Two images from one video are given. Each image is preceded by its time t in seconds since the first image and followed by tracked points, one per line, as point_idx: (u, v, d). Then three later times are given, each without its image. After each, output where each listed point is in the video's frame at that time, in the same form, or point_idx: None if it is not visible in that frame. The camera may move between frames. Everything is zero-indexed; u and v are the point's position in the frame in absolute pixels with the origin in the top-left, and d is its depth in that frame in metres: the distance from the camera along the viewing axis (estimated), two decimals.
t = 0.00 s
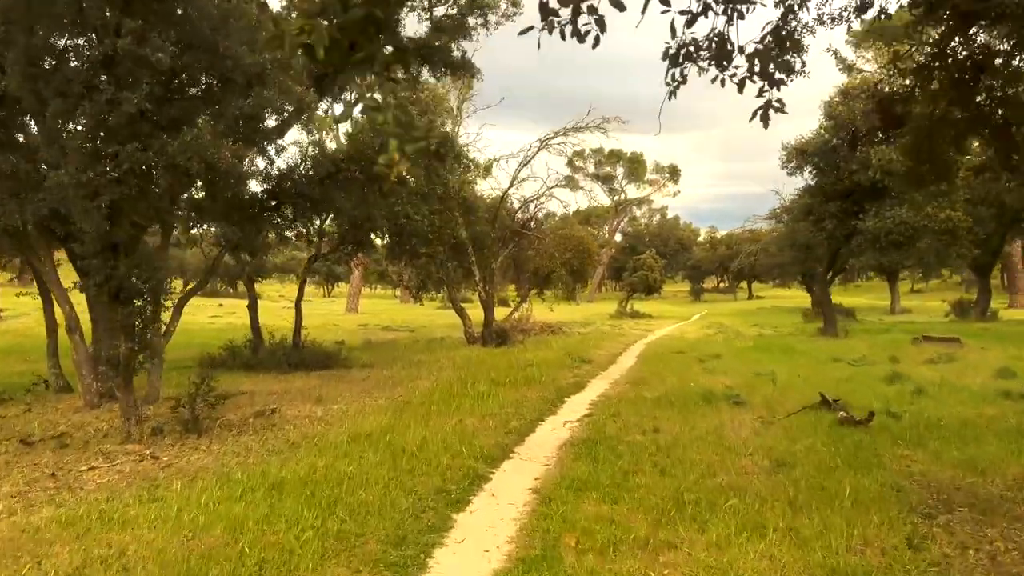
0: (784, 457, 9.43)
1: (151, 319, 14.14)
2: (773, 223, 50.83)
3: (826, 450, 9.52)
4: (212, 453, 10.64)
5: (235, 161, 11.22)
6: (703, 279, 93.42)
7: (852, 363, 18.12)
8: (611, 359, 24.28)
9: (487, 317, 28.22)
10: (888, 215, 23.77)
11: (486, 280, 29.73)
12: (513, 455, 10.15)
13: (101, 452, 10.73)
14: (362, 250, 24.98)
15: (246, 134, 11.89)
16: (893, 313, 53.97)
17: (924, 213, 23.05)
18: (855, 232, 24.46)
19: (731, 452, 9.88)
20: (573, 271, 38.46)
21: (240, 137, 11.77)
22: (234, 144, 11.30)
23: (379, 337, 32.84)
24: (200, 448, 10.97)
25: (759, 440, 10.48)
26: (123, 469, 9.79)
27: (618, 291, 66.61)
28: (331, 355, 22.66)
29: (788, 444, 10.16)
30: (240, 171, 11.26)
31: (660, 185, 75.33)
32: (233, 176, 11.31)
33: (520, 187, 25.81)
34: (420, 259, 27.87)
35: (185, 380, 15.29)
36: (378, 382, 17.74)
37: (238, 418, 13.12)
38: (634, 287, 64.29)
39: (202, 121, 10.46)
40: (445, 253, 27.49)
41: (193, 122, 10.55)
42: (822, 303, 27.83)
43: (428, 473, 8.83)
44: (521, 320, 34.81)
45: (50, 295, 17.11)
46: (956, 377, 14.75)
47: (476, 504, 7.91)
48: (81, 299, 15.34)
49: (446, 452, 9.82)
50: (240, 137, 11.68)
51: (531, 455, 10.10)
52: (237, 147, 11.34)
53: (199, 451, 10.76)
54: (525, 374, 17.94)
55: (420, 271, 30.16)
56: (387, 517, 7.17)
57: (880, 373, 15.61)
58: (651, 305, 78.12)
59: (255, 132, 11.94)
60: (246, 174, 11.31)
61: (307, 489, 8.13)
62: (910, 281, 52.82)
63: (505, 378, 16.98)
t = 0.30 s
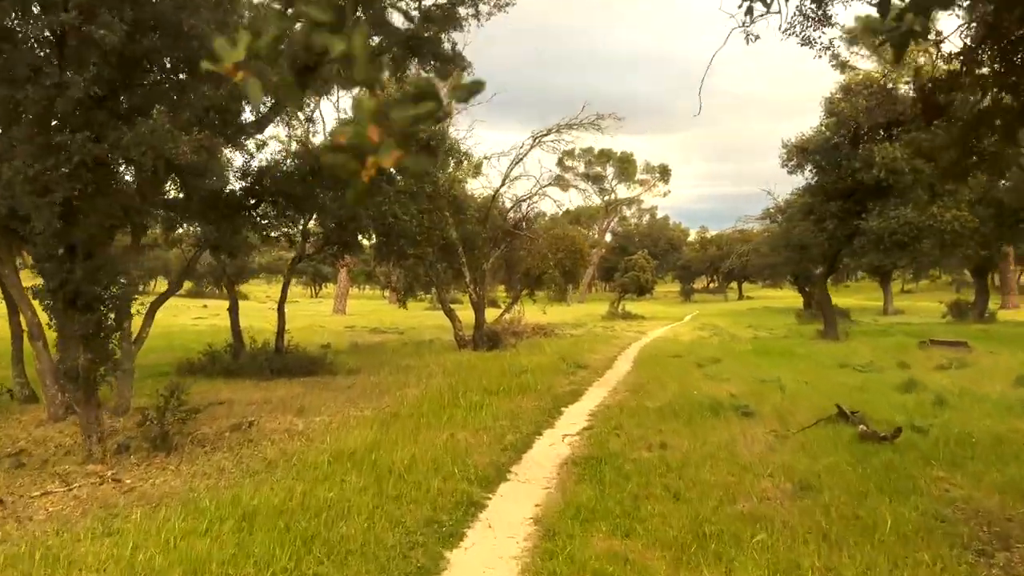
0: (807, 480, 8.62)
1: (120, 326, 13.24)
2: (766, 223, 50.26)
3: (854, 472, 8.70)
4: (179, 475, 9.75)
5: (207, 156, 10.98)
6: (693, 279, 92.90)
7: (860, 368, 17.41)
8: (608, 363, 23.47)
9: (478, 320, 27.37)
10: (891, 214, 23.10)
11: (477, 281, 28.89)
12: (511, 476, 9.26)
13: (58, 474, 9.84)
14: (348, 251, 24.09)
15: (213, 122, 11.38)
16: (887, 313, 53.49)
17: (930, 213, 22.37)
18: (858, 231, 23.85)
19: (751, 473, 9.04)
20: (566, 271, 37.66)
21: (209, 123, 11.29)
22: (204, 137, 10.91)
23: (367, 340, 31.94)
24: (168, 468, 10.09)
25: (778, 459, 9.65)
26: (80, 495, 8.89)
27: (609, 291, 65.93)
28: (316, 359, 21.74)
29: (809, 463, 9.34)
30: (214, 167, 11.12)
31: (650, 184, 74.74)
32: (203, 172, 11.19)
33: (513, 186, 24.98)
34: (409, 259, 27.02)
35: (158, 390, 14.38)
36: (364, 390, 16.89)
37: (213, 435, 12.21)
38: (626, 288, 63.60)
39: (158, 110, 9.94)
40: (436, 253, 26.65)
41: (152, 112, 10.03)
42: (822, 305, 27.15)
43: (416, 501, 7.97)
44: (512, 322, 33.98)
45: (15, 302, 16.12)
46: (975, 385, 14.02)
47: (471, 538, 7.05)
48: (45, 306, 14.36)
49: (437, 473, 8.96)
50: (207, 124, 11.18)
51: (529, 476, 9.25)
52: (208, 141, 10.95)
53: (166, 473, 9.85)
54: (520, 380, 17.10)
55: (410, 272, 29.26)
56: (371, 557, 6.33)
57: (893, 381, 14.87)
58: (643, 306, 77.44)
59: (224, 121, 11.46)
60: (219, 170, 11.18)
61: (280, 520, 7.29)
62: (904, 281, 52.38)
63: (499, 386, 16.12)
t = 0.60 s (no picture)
0: (839, 495, 7.78)
1: (85, 325, 12.28)
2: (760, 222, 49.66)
3: (889, 486, 7.87)
4: (143, 491, 8.80)
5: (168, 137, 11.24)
6: (684, 279, 92.32)
7: (870, 370, 16.66)
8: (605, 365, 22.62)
9: (469, 320, 26.40)
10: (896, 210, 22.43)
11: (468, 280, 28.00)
12: (510, 491, 8.36)
13: (6, 491, 8.88)
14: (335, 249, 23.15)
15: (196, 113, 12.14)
16: (880, 313, 52.98)
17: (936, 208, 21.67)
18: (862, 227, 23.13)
19: (776, 488, 8.15)
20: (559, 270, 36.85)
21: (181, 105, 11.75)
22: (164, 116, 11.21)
23: (355, 341, 30.98)
24: (130, 483, 9.14)
25: (802, 471, 8.78)
26: (28, 515, 7.93)
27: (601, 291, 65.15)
28: (300, 361, 20.77)
29: (837, 475, 8.51)
30: (174, 149, 11.42)
31: (641, 183, 74.15)
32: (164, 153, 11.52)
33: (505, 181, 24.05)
34: (397, 257, 26.10)
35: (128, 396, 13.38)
36: (350, 394, 15.95)
37: (184, 445, 11.26)
38: (617, 287, 62.85)
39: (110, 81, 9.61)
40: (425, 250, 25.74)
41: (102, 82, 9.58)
42: (824, 304, 26.35)
43: (403, 524, 7.05)
44: (504, 322, 33.04)
45: None
46: (998, 389, 13.26)
47: (468, 567, 6.18)
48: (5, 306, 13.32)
49: (427, 489, 8.07)
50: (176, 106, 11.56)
51: (530, 490, 8.38)
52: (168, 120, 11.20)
53: (128, 489, 8.90)
54: (515, 383, 16.24)
55: (399, 271, 28.35)
56: None
57: (910, 385, 14.04)
58: (635, 306, 76.61)
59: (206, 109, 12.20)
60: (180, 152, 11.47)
61: (247, 547, 6.38)
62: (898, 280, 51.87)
63: (493, 389, 15.23)
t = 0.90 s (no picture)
0: (865, 515, 7.01)
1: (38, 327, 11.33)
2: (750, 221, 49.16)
3: (920, 504, 7.12)
4: (90, 512, 7.93)
5: (112, 111, 9.60)
6: (672, 279, 91.81)
7: (874, 371, 16.01)
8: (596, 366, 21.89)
9: (456, 320, 25.53)
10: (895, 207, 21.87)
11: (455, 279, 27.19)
12: (500, 511, 7.52)
13: None
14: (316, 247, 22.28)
15: (158, 98, 10.76)
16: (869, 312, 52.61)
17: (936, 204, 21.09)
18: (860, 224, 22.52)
19: (794, 507, 7.37)
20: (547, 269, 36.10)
21: (136, 87, 10.39)
22: (107, 88, 9.73)
23: (338, 342, 30.06)
24: (78, 503, 8.23)
25: (821, 487, 8.00)
26: None
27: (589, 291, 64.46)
28: (278, 364, 19.86)
29: (859, 491, 7.75)
30: (121, 125, 9.64)
31: (629, 183, 73.61)
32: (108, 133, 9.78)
33: (493, 177, 23.23)
34: (381, 255, 25.23)
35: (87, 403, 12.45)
36: (330, 399, 15.09)
37: (144, 456, 10.36)
38: (606, 287, 62.18)
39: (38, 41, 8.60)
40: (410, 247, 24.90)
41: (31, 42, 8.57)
42: (820, 304, 25.69)
43: (379, 555, 6.22)
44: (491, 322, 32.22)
45: None
46: (1012, 391, 12.62)
47: None
48: None
49: (406, 510, 7.23)
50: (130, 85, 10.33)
51: (522, 510, 7.56)
52: (112, 93, 9.67)
53: (74, 510, 8.02)
54: (503, 386, 15.44)
55: (383, 270, 27.49)
56: None
57: (920, 388, 13.32)
58: (623, 305, 76.32)
59: (171, 94, 10.82)
60: (127, 128, 9.67)
61: None
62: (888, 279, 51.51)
63: (480, 393, 14.43)
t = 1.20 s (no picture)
0: (900, 553, 6.23)
1: None
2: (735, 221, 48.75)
3: (957, 540, 6.38)
4: (22, 555, 6.97)
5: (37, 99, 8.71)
6: (655, 280, 91.40)
7: (874, 378, 15.37)
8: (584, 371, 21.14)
9: (438, 325, 24.66)
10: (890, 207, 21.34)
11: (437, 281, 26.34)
12: (488, 549, 6.67)
13: None
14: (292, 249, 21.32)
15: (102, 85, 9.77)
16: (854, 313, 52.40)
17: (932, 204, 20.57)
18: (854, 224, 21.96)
19: (818, 543, 6.57)
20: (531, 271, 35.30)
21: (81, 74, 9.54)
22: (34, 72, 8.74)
23: (315, 346, 29.05)
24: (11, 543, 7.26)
25: (843, 516, 7.21)
26: None
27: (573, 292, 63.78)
28: (251, 372, 18.88)
29: (887, 523, 6.99)
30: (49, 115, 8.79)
31: (611, 183, 73.04)
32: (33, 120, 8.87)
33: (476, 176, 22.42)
34: (360, 257, 24.32)
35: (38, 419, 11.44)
36: (304, 411, 14.17)
37: (95, 481, 9.41)
38: (590, 288, 61.54)
39: None
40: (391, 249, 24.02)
41: None
42: (812, 306, 25.08)
43: None
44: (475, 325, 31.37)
45: None
46: None
47: None
48: None
49: (383, 552, 6.37)
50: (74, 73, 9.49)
51: (514, 548, 6.70)
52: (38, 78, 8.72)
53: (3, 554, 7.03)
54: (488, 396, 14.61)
55: (362, 272, 26.57)
56: None
57: (927, 398, 12.67)
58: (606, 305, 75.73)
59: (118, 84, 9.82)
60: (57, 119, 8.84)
61: None
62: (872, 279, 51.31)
63: (464, 404, 13.59)
